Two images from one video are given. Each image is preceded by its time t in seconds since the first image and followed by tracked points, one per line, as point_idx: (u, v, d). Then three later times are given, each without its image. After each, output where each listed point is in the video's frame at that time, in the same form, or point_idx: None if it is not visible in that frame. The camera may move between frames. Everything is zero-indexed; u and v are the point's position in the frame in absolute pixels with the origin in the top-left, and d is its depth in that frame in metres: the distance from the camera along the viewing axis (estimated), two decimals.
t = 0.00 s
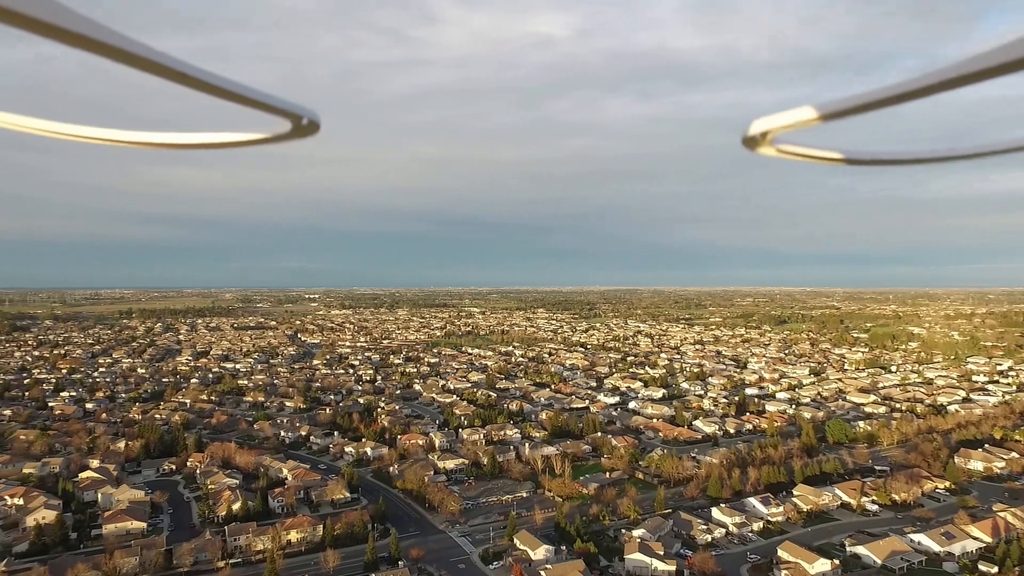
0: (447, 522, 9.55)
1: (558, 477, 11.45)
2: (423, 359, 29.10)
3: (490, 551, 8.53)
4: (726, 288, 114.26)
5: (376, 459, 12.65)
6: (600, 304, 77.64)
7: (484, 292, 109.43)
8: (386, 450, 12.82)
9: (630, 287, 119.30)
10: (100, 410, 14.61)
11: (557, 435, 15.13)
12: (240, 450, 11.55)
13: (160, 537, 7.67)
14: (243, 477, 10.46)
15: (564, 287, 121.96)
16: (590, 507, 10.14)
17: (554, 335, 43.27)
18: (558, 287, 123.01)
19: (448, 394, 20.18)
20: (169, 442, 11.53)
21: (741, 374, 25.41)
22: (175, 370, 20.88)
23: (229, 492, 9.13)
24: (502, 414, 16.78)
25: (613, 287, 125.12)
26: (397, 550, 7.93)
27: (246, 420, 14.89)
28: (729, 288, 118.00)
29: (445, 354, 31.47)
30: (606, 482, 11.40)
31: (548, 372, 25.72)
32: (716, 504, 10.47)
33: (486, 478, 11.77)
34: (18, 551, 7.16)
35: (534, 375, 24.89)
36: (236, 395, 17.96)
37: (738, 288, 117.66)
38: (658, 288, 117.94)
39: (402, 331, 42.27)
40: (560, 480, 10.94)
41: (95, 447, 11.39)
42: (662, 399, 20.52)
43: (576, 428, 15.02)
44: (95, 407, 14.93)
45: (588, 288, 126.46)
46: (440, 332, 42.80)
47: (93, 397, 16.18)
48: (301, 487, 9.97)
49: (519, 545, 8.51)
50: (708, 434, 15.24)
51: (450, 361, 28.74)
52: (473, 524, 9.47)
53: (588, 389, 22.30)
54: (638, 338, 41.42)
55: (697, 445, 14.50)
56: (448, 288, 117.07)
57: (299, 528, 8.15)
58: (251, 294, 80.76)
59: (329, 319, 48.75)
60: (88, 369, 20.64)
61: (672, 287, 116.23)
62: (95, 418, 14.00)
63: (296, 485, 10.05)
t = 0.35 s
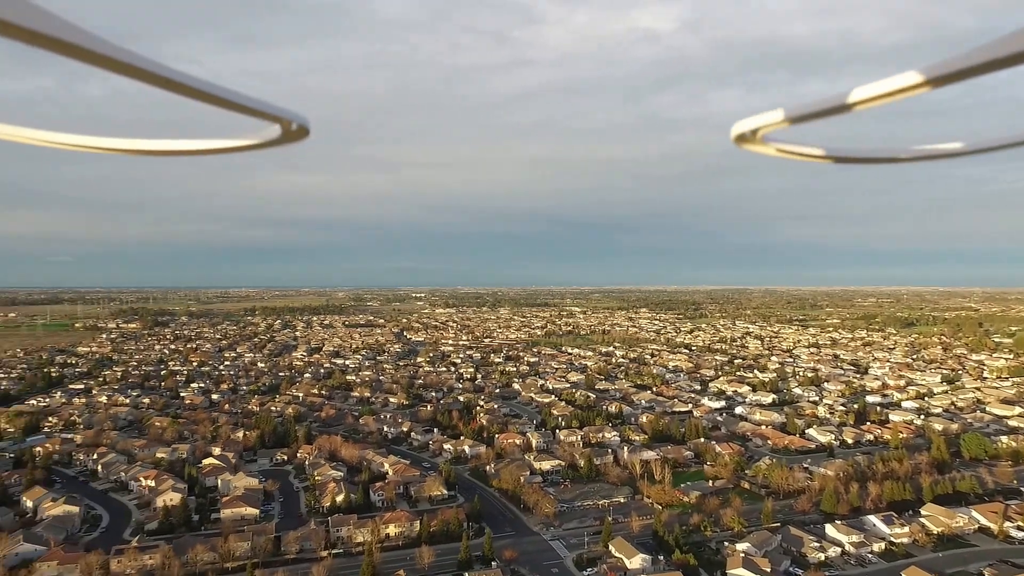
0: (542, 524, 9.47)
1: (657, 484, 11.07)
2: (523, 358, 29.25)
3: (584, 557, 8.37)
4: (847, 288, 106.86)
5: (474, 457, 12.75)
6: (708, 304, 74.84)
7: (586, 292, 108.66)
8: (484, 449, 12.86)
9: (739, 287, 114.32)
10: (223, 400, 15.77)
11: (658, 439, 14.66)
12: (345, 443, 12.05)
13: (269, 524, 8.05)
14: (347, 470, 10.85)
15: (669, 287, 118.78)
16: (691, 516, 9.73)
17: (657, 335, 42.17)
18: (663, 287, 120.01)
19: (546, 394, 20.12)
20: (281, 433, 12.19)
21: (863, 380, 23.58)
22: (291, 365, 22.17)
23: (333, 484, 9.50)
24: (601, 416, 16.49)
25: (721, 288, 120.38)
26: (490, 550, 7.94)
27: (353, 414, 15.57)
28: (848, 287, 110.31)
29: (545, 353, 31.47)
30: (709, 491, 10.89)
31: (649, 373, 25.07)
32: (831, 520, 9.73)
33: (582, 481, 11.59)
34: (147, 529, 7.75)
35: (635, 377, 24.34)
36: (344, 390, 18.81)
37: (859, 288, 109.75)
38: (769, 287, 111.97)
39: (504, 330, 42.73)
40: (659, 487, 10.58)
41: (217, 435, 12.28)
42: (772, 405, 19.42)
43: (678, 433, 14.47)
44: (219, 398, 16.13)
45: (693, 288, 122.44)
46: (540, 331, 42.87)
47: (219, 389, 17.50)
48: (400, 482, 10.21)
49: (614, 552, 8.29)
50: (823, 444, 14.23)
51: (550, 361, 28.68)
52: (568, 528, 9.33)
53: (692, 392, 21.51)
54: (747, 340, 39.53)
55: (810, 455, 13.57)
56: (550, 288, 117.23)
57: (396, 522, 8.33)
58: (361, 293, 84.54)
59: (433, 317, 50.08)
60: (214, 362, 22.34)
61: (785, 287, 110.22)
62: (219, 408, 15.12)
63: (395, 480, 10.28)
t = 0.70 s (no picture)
0: (644, 531, 9.18)
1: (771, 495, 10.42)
2: (629, 358, 28.68)
3: (689, 569, 8.02)
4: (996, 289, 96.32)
5: (577, 459, 12.57)
6: (831, 304, 70.09)
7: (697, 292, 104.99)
8: (587, 451, 12.67)
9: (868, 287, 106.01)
10: (340, 395, 16.64)
11: (773, 447, 13.83)
12: (450, 440, 12.29)
13: (375, 516, 8.36)
14: (451, 467, 11.06)
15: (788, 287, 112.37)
16: (808, 532, 9.08)
17: (774, 337, 39.96)
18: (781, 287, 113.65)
19: (652, 397, 19.59)
20: (390, 428, 12.66)
21: (1014, 391, 21.11)
22: (402, 362, 23.07)
23: (437, 480, 9.72)
24: (710, 421, 15.79)
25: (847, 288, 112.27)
26: (590, 556, 7.80)
27: (459, 412, 15.87)
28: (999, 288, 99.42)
29: (653, 354, 30.81)
30: (830, 506, 10.12)
31: (764, 377, 23.78)
32: (973, 547, 8.74)
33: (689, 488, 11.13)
34: (267, 515, 8.27)
35: (749, 380, 23.16)
36: (451, 387, 19.28)
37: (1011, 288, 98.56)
38: (904, 288, 103.05)
39: (610, 330, 42.15)
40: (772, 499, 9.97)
41: (333, 428, 12.97)
42: (904, 415, 17.81)
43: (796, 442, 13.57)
44: (336, 392, 17.06)
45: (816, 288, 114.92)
46: (648, 332, 41.94)
47: (336, 383, 18.51)
48: (501, 481, 10.26)
49: (722, 566, 7.89)
50: (965, 460, 12.84)
51: (657, 362, 27.92)
52: (672, 538, 8.98)
53: (812, 398, 20.16)
54: (877, 343, 36.58)
55: (949, 473, 12.29)
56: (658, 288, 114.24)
57: (496, 522, 8.38)
58: (471, 292, 86.72)
59: (539, 317, 50.39)
60: (333, 358, 23.69)
61: (922, 287, 101.05)
62: (335, 402, 16.00)
63: (497, 478, 10.35)
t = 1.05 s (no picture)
0: (757, 545, 8.67)
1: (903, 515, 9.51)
2: (743, 361, 27.36)
3: None
4: None
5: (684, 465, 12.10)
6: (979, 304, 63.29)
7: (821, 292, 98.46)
8: (695, 457, 12.16)
9: None
10: (447, 393, 17.07)
11: (906, 462, 12.63)
12: (554, 441, 12.22)
13: (476, 515, 8.43)
14: (554, 469, 10.99)
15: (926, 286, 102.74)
16: (947, 560, 8.19)
17: (910, 341, 36.65)
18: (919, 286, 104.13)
19: (768, 402, 18.54)
20: (494, 428, 12.78)
21: None
22: (508, 361, 23.35)
23: (539, 481, 9.69)
24: (833, 430, 14.69)
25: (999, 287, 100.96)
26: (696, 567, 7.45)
27: (563, 412, 15.78)
28: None
29: (770, 357, 29.07)
30: (973, 530, 9.08)
31: (897, 384, 21.85)
32: None
33: (808, 502, 10.39)
34: (375, 508, 8.57)
35: (879, 388, 21.35)
36: (556, 387, 19.23)
37: None
38: None
39: (724, 331, 40.44)
40: (904, 520, 9.09)
41: (440, 425, 13.29)
42: None
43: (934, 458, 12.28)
44: (443, 390, 17.52)
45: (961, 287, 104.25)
46: (765, 333, 39.84)
47: (444, 381, 19.02)
48: (605, 485, 10.06)
49: None
50: None
51: (774, 366, 26.43)
52: (788, 554, 8.41)
53: (954, 409, 18.27)
54: None
55: None
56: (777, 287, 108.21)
57: (598, 527, 8.22)
58: (579, 291, 86.43)
59: (648, 317, 49.37)
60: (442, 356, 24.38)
61: None
62: (443, 400, 16.43)
63: (599, 482, 10.16)
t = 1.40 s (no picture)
0: (883, 568, 7.97)
1: None
2: (873, 366, 25.28)
3: None
4: None
5: (801, 476, 11.36)
6: None
7: (969, 292, 88.90)
8: (814, 468, 11.40)
9: None
10: (552, 392, 17.14)
11: None
12: (659, 444, 11.90)
13: (578, 517, 8.38)
14: (659, 473, 10.72)
15: None
16: None
17: None
18: None
19: (900, 411, 17.05)
20: (598, 429, 12.64)
21: None
22: (615, 362, 23.01)
23: (643, 486, 9.48)
24: (977, 445, 13.23)
25: None
26: None
27: (670, 416, 15.34)
28: None
29: (904, 363, 26.68)
30: None
31: None
32: None
33: (945, 524, 9.42)
34: (478, 505, 8.73)
35: None
36: (664, 389, 18.73)
37: None
38: None
39: (852, 334, 37.55)
40: None
41: (544, 425, 13.35)
42: None
43: None
44: (549, 390, 17.58)
45: None
46: (900, 337, 36.54)
47: (549, 381, 19.07)
48: (713, 493, 9.65)
49: None
50: None
51: (909, 372, 24.21)
52: None
53: None
54: None
55: None
56: (917, 288, 98.95)
57: (705, 537, 7.90)
58: (692, 292, 83.42)
59: (767, 318, 46.89)
60: (548, 356, 24.46)
61: None
62: (548, 400, 16.49)
63: (707, 490, 9.78)
